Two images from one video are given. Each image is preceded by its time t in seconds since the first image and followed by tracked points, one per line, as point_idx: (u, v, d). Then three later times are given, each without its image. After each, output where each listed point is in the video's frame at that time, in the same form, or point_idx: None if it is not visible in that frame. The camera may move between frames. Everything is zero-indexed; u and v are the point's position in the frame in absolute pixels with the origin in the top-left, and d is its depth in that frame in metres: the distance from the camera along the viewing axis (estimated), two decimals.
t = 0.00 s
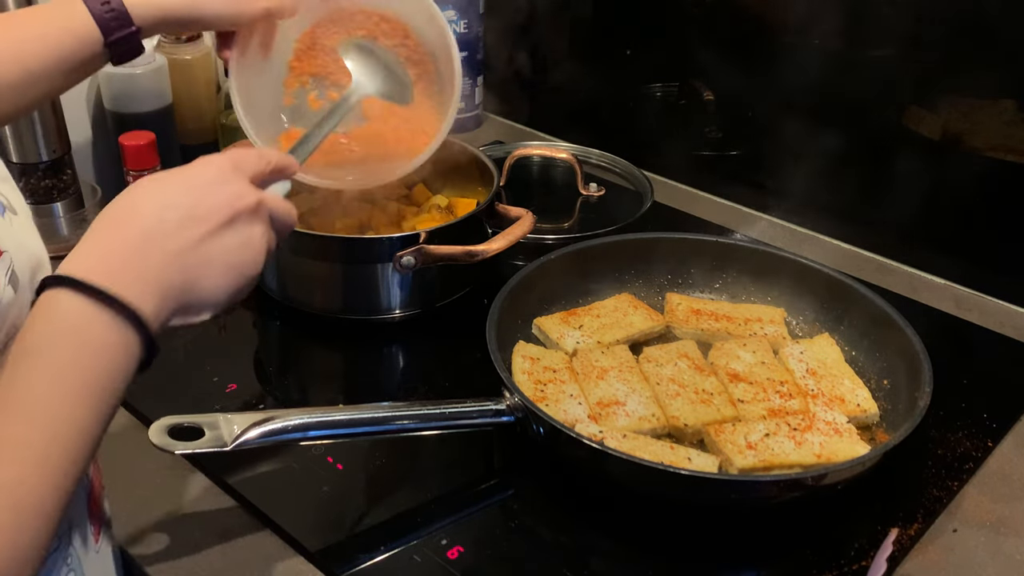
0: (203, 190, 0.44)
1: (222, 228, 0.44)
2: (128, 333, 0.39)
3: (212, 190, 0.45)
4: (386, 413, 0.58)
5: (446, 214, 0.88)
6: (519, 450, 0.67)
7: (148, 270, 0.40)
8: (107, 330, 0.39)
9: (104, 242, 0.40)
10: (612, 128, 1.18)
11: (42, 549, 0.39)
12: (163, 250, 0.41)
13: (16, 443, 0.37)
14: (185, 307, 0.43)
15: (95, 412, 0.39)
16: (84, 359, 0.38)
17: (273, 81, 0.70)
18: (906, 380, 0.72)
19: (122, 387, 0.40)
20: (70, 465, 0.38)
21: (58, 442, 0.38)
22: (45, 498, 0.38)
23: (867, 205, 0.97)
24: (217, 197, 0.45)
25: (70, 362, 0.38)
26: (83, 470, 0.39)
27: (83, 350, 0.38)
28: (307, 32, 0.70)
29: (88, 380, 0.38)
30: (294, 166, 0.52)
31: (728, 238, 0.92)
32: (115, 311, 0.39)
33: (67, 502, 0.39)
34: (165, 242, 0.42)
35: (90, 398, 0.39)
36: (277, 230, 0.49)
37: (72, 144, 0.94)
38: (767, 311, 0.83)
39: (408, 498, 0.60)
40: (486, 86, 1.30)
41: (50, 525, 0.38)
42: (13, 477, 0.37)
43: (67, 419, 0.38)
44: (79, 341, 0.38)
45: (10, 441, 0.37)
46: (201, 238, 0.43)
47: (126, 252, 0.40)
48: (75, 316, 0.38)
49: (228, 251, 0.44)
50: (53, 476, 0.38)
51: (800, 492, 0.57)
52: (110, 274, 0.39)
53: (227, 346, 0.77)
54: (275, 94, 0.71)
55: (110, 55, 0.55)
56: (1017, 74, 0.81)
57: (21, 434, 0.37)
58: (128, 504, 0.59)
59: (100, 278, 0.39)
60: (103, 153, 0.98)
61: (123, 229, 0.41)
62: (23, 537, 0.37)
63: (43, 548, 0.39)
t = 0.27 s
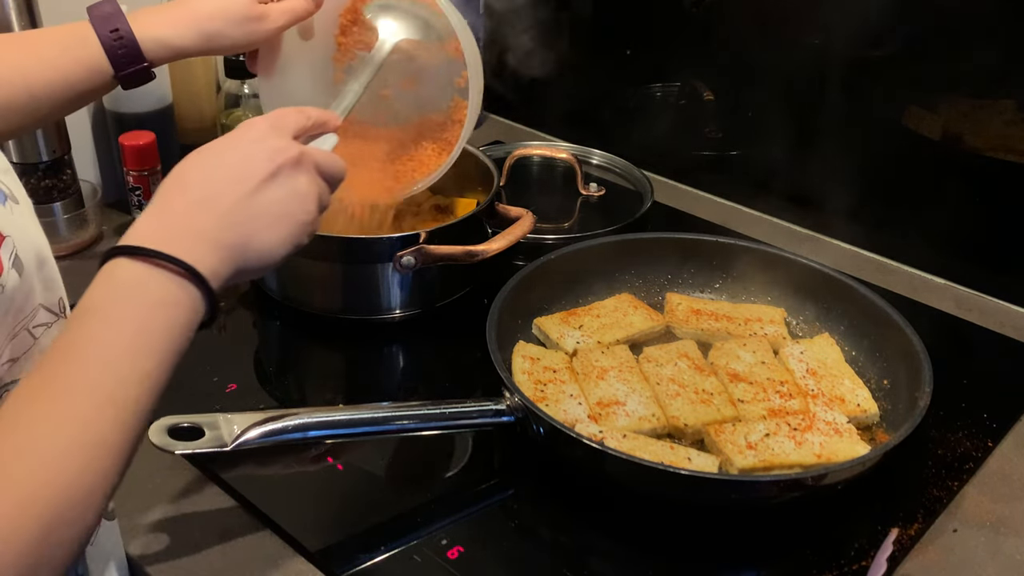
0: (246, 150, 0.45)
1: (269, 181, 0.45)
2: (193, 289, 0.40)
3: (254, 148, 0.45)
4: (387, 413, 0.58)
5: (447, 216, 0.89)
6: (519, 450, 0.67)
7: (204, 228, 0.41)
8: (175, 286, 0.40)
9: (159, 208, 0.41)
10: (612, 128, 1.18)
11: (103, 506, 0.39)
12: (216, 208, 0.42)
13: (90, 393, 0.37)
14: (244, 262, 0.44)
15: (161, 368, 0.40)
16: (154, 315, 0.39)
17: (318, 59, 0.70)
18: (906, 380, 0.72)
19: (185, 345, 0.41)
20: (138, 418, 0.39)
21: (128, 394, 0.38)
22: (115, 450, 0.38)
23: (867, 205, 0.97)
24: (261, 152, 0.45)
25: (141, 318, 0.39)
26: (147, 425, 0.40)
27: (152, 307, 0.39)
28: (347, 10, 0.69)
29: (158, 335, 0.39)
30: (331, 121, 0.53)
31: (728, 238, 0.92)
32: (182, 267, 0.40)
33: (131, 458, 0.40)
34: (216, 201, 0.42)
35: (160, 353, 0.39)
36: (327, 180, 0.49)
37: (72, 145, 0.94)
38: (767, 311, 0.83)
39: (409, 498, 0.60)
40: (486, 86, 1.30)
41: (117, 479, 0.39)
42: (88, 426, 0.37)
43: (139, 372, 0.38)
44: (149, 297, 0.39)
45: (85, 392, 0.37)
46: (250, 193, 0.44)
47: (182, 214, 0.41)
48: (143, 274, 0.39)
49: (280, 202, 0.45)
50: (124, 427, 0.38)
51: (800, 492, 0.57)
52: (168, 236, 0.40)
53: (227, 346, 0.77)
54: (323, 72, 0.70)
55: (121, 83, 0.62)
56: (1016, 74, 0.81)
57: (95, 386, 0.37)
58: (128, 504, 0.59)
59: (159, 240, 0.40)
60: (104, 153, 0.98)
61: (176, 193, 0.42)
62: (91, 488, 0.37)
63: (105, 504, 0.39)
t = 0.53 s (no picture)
0: (267, 156, 0.45)
1: (292, 186, 0.45)
2: (221, 291, 0.40)
3: (275, 155, 0.45)
4: (386, 413, 0.58)
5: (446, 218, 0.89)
6: (519, 450, 0.67)
7: (233, 232, 0.41)
8: (204, 286, 0.39)
9: (187, 214, 0.41)
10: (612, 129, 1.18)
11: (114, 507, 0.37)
12: (243, 213, 0.42)
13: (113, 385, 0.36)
14: (270, 267, 0.44)
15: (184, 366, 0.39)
16: (181, 313, 0.39)
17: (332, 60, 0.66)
18: (906, 380, 0.72)
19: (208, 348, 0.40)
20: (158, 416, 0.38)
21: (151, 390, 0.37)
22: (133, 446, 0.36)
23: (867, 205, 0.97)
24: (282, 159, 0.45)
25: (168, 314, 0.38)
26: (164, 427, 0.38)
27: (181, 304, 0.39)
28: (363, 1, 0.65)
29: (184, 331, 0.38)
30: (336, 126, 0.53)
31: (728, 238, 0.92)
32: (212, 268, 0.40)
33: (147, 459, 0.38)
34: (243, 206, 0.42)
35: (185, 351, 0.38)
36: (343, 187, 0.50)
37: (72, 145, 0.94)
38: (767, 311, 0.83)
39: (409, 498, 0.60)
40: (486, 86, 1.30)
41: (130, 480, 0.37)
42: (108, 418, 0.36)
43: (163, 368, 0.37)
44: (178, 294, 0.39)
45: (107, 383, 0.36)
46: (275, 198, 0.44)
47: (210, 218, 0.41)
48: (173, 272, 0.39)
49: (303, 208, 0.45)
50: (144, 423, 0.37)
51: (800, 492, 0.57)
52: (198, 238, 0.40)
53: (227, 345, 0.77)
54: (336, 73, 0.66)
55: (128, 89, 0.61)
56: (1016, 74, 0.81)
57: (118, 377, 0.36)
58: (128, 504, 0.59)
59: (189, 241, 0.40)
60: (104, 153, 0.98)
61: (202, 199, 0.42)
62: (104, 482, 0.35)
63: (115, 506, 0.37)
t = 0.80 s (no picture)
0: (266, 210, 0.46)
1: (288, 238, 0.46)
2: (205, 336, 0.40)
3: (275, 206, 0.47)
4: (386, 413, 0.58)
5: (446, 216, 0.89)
6: (519, 451, 0.67)
7: (228, 280, 0.42)
8: (187, 334, 0.40)
9: (182, 256, 0.42)
10: (612, 129, 1.18)
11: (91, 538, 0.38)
12: (239, 262, 0.43)
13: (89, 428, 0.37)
14: (255, 314, 0.44)
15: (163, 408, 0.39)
16: (160, 356, 0.39)
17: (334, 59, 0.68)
18: (906, 380, 0.72)
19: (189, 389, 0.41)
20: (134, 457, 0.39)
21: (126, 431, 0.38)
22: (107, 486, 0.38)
23: (867, 204, 0.97)
24: (281, 213, 0.47)
25: (147, 356, 0.39)
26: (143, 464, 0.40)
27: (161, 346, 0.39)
28: (360, 3, 0.67)
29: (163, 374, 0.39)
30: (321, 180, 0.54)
31: (728, 238, 0.92)
32: (199, 316, 0.40)
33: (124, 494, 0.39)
34: (241, 254, 0.43)
35: (160, 398, 0.39)
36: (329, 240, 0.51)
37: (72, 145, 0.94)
38: (767, 311, 0.83)
39: (410, 498, 0.60)
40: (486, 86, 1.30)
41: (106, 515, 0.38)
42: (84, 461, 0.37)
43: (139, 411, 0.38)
44: (160, 335, 0.39)
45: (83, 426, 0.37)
46: (271, 249, 0.45)
47: (207, 263, 0.42)
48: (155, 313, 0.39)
49: (295, 261, 0.46)
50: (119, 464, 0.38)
51: (800, 492, 0.57)
52: (189, 284, 0.41)
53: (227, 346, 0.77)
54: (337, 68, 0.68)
55: (127, 86, 0.60)
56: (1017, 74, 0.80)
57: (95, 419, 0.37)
58: (129, 504, 0.59)
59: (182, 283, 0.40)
60: (104, 153, 0.98)
61: (198, 244, 0.42)
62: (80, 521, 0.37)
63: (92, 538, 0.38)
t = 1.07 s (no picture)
0: (302, 170, 0.47)
1: (321, 201, 0.47)
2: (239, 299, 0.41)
3: (310, 168, 0.47)
4: (386, 413, 0.58)
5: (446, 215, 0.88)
6: (519, 451, 0.67)
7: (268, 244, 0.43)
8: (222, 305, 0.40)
9: (229, 218, 0.42)
10: (612, 129, 1.18)
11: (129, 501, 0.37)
12: (278, 224, 0.44)
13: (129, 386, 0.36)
14: (286, 275, 0.46)
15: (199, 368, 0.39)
16: (196, 315, 0.39)
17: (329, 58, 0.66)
18: (907, 380, 0.72)
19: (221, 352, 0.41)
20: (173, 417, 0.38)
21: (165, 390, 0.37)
22: (149, 444, 0.37)
23: (867, 204, 0.97)
24: (317, 174, 0.47)
25: (186, 316, 0.39)
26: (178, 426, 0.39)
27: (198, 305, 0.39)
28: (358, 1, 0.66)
29: (200, 332, 0.39)
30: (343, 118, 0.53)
31: (728, 238, 0.92)
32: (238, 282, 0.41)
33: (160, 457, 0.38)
34: (280, 218, 0.44)
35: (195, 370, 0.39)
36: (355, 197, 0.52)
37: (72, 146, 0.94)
38: (767, 311, 0.83)
39: (409, 499, 0.60)
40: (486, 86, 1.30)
41: (144, 477, 0.37)
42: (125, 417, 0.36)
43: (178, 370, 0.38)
44: (196, 295, 0.39)
45: (123, 383, 0.36)
46: (306, 213, 0.46)
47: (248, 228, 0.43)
48: (192, 274, 0.40)
49: (327, 226, 0.48)
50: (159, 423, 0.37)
51: (800, 492, 0.57)
52: (234, 249, 0.41)
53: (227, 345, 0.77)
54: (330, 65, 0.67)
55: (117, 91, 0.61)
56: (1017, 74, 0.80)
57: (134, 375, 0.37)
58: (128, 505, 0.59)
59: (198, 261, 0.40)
60: (104, 153, 0.98)
61: (241, 206, 0.43)
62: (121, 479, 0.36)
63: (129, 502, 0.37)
